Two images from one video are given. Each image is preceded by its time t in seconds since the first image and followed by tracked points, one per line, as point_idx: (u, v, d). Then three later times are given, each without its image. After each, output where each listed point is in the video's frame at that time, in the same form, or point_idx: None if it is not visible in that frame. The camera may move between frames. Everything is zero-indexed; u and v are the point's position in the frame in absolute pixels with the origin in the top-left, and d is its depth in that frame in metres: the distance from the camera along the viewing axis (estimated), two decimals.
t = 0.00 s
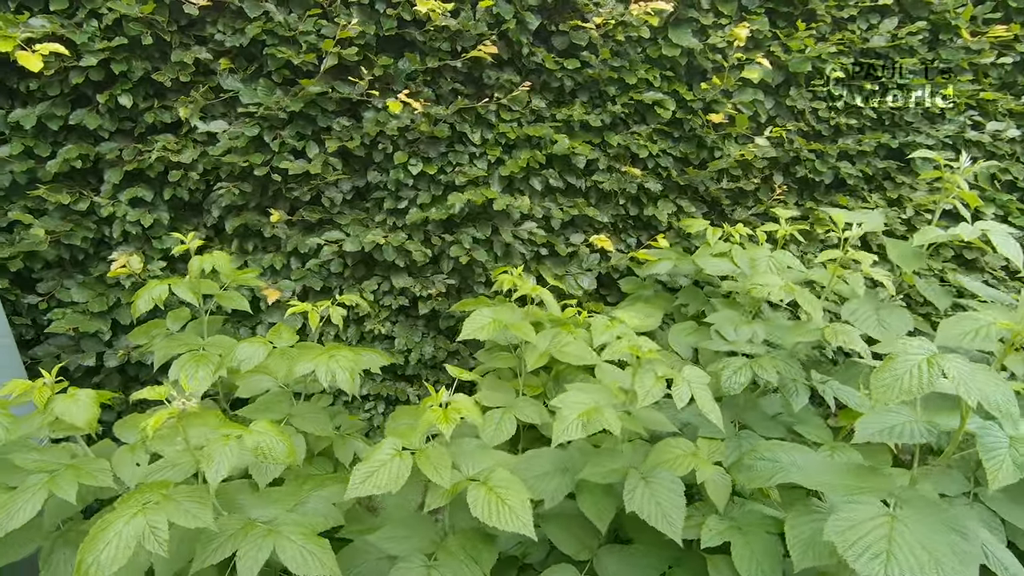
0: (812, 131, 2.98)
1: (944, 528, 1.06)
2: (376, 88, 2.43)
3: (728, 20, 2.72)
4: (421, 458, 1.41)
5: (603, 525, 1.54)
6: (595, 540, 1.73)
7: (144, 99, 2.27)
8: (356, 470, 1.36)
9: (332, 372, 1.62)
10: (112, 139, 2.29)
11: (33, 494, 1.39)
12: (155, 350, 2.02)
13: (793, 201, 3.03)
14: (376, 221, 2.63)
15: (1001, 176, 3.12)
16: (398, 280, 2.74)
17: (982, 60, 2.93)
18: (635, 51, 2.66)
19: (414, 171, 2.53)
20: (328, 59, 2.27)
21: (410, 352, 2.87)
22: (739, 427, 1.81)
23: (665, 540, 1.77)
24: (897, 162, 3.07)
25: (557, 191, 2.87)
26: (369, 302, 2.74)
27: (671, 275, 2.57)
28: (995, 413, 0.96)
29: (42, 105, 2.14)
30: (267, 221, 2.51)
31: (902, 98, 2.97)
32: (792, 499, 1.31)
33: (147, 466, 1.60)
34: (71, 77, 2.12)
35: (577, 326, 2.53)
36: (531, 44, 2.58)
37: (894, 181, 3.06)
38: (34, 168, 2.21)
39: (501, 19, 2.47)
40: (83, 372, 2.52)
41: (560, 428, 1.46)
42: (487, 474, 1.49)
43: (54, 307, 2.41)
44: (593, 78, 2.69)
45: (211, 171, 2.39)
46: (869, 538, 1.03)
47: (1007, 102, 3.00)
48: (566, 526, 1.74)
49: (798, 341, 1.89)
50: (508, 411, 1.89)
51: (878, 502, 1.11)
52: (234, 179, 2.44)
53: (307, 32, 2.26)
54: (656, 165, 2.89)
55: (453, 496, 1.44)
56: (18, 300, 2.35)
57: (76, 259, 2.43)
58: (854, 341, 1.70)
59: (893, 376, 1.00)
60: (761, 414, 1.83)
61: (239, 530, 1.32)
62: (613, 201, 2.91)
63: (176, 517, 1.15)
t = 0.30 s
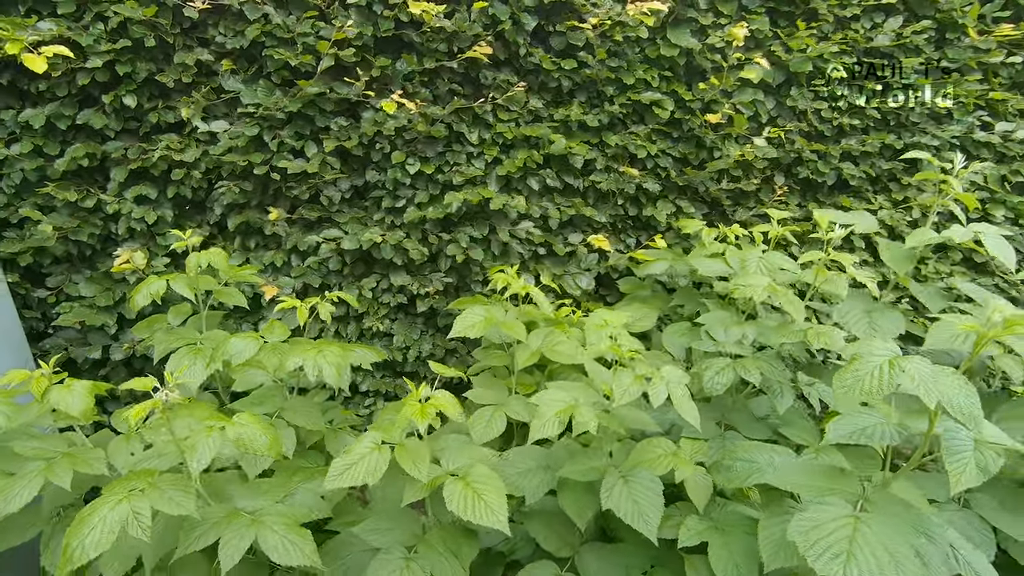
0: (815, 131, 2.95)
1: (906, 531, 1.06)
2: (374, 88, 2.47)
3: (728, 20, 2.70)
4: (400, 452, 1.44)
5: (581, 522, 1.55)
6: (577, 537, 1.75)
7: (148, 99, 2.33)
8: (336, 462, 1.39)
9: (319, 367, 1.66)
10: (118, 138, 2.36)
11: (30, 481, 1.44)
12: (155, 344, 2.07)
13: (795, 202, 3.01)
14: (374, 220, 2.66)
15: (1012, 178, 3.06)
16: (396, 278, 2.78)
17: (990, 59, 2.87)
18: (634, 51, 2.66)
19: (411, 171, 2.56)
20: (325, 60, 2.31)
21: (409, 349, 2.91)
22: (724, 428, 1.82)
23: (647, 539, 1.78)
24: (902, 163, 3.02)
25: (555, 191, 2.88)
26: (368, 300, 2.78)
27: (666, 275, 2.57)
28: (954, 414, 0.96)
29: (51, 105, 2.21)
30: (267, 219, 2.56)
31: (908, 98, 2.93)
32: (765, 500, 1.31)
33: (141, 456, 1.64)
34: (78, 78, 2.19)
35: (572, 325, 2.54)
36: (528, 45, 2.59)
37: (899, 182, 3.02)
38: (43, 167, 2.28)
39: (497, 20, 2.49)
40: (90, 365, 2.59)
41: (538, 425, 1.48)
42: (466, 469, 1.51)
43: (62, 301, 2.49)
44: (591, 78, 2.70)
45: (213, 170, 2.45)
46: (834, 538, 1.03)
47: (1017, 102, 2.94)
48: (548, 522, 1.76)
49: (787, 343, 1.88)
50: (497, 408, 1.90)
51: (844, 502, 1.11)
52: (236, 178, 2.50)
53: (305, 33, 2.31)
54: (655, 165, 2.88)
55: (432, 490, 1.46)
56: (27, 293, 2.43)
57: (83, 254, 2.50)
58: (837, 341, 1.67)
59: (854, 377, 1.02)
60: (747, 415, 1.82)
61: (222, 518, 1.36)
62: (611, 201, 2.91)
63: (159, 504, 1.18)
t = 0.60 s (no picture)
0: (813, 131, 2.93)
1: (860, 528, 1.07)
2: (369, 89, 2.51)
3: (723, 19, 2.70)
4: (378, 445, 1.47)
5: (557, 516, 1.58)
6: (556, 533, 1.77)
7: (151, 100, 2.40)
8: (313, 452, 1.43)
9: (304, 361, 1.70)
10: (121, 138, 2.43)
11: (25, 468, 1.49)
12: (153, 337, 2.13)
13: (793, 203, 3.00)
14: (370, 218, 2.70)
15: (1016, 179, 3.01)
16: (393, 276, 2.82)
17: (993, 58, 2.83)
18: (628, 52, 2.67)
19: (406, 170, 2.60)
20: (320, 62, 2.36)
21: (405, 346, 2.95)
22: (706, 427, 1.82)
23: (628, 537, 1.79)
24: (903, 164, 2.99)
25: (550, 191, 2.90)
26: (365, 297, 2.83)
27: (659, 275, 2.58)
28: (906, 411, 0.98)
29: (56, 106, 2.28)
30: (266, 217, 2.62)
31: (908, 98, 2.90)
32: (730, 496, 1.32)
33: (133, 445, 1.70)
34: (82, 80, 2.26)
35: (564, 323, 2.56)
36: (522, 46, 2.61)
37: (900, 183, 2.99)
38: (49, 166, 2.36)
39: (491, 22, 2.52)
40: (95, 358, 2.67)
41: (513, 420, 1.50)
42: (442, 462, 1.54)
43: (69, 296, 2.56)
44: (586, 79, 2.71)
45: (213, 169, 2.51)
46: (784, 534, 1.05)
47: (1020, 102, 2.90)
48: (528, 517, 1.78)
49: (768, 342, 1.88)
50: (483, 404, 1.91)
51: (802, 499, 1.12)
52: (235, 177, 2.56)
53: (301, 35, 2.36)
54: (650, 165, 2.89)
55: (408, 483, 1.49)
56: (34, 288, 2.50)
57: (89, 251, 2.57)
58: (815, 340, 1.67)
59: (808, 374, 1.04)
60: (729, 414, 1.83)
61: (202, 505, 1.41)
62: (606, 201, 2.92)
63: (137, 489, 1.24)
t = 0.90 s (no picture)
0: (806, 131, 2.92)
1: (810, 521, 1.09)
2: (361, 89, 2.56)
3: (714, 19, 2.71)
4: (354, 438, 1.51)
5: (531, 509, 1.60)
6: (534, 526, 1.80)
7: (149, 101, 2.46)
8: (290, 443, 1.47)
9: (287, 355, 1.75)
10: (120, 138, 2.49)
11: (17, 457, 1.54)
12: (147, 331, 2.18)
13: (786, 202, 2.99)
14: (364, 217, 2.75)
15: (1016, 179, 2.98)
16: (386, 274, 2.85)
17: (988, 57, 2.82)
18: (618, 52, 2.69)
19: (398, 170, 2.64)
20: (312, 62, 2.41)
21: (399, 343, 2.98)
22: (684, 424, 1.84)
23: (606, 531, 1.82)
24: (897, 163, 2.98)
25: (542, 190, 2.92)
26: (360, 294, 2.87)
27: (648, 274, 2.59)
28: (852, 406, 1.00)
29: (57, 107, 2.35)
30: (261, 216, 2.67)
31: (902, 97, 2.88)
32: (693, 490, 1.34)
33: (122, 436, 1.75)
34: (82, 81, 2.33)
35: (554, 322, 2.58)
36: (513, 46, 2.64)
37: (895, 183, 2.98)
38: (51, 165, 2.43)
39: (481, 23, 2.55)
40: (96, 353, 2.74)
41: (486, 414, 1.53)
42: (418, 455, 1.57)
43: (70, 292, 2.63)
44: (577, 79, 2.73)
45: (209, 169, 2.57)
46: (735, 526, 1.07)
47: (1016, 101, 2.88)
48: (507, 510, 1.81)
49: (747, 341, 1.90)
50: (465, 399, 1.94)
51: (756, 492, 1.14)
52: (231, 176, 2.61)
53: (294, 37, 2.41)
54: (642, 165, 2.90)
55: (384, 475, 1.53)
56: (37, 283, 2.57)
57: (90, 248, 2.64)
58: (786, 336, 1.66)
59: (760, 369, 1.06)
60: (707, 411, 1.85)
61: (182, 494, 1.45)
62: (598, 200, 2.94)
63: (117, 476, 1.28)
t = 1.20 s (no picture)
0: (798, 129, 2.93)
1: (768, 509, 1.12)
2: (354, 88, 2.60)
3: (704, 18, 2.73)
4: (336, 427, 1.54)
5: (509, 500, 1.63)
6: (515, 517, 1.83)
7: (147, 100, 2.52)
8: (273, 432, 1.51)
9: (274, 347, 1.79)
10: (120, 136, 2.56)
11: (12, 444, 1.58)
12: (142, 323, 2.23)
13: (779, 200, 3.00)
14: (358, 214, 2.79)
15: (1012, 177, 2.97)
16: (380, 270, 2.89)
17: (980, 55, 2.82)
18: (608, 51, 2.72)
19: (391, 168, 2.69)
20: (304, 62, 2.46)
21: (393, 339, 3.01)
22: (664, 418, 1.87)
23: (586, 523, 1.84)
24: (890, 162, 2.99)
25: (535, 188, 2.95)
26: (354, 290, 2.91)
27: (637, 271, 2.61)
28: (802, 395, 1.03)
29: (59, 106, 2.42)
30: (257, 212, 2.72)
31: (894, 96, 2.89)
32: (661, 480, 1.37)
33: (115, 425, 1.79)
34: (82, 81, 2.39)
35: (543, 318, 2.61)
36: (504, 46, 2.68)
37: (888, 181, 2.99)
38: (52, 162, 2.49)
39: (472, 23, 2.59)
40: (97, 346, 2.80)
41: (464, 405, 1.57)
42: (398, 445, 1.61)
43: (72, 286, 2.70)
44: (568, 78, 2.76)
45: (206, 166, 2.62)
46: (693, 513, 1.09)
47: (1010, 99, 2.88)
48: (488, 501, 1.84)
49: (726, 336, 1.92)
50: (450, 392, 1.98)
51: (717, 481, 1.17)
52: (227, 174, 2.67)
53: (287, 37, 2.46)
54: (634, 163, 2.92)
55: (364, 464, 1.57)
56: (39, 278, 2.64)
57: (91, 244, 2.71)
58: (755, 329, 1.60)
59: (718, 359, 1.09)
60: (687, 405, 1.88)
61: (169, 481, 1.50)
62: (589, 198, 2.96)
63: (104, 461, 1.33)
